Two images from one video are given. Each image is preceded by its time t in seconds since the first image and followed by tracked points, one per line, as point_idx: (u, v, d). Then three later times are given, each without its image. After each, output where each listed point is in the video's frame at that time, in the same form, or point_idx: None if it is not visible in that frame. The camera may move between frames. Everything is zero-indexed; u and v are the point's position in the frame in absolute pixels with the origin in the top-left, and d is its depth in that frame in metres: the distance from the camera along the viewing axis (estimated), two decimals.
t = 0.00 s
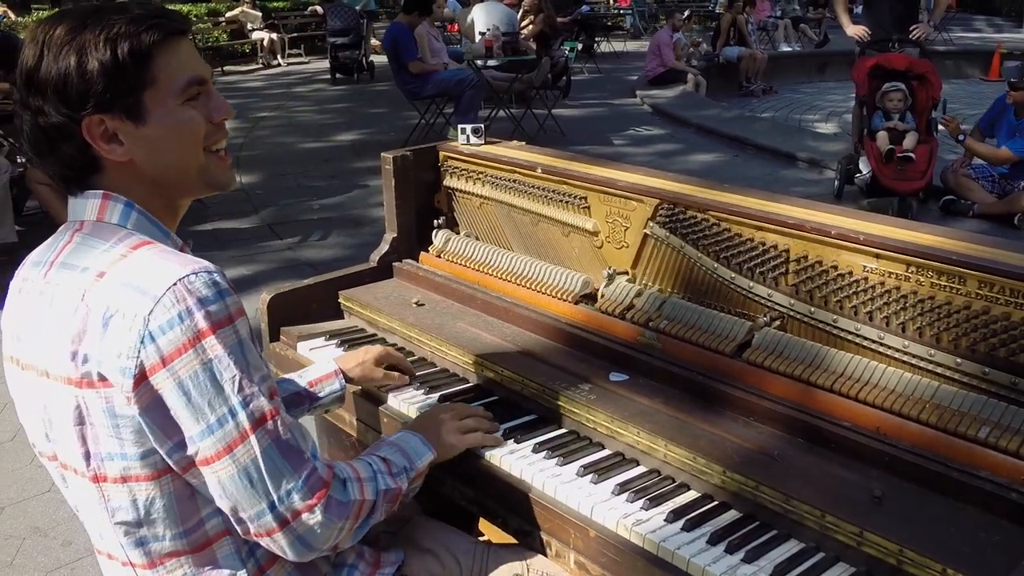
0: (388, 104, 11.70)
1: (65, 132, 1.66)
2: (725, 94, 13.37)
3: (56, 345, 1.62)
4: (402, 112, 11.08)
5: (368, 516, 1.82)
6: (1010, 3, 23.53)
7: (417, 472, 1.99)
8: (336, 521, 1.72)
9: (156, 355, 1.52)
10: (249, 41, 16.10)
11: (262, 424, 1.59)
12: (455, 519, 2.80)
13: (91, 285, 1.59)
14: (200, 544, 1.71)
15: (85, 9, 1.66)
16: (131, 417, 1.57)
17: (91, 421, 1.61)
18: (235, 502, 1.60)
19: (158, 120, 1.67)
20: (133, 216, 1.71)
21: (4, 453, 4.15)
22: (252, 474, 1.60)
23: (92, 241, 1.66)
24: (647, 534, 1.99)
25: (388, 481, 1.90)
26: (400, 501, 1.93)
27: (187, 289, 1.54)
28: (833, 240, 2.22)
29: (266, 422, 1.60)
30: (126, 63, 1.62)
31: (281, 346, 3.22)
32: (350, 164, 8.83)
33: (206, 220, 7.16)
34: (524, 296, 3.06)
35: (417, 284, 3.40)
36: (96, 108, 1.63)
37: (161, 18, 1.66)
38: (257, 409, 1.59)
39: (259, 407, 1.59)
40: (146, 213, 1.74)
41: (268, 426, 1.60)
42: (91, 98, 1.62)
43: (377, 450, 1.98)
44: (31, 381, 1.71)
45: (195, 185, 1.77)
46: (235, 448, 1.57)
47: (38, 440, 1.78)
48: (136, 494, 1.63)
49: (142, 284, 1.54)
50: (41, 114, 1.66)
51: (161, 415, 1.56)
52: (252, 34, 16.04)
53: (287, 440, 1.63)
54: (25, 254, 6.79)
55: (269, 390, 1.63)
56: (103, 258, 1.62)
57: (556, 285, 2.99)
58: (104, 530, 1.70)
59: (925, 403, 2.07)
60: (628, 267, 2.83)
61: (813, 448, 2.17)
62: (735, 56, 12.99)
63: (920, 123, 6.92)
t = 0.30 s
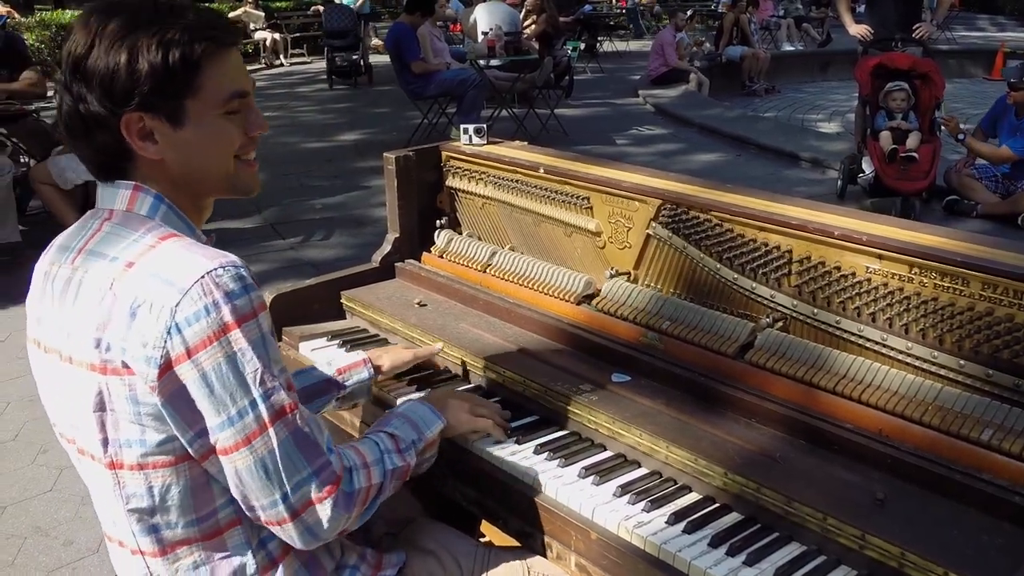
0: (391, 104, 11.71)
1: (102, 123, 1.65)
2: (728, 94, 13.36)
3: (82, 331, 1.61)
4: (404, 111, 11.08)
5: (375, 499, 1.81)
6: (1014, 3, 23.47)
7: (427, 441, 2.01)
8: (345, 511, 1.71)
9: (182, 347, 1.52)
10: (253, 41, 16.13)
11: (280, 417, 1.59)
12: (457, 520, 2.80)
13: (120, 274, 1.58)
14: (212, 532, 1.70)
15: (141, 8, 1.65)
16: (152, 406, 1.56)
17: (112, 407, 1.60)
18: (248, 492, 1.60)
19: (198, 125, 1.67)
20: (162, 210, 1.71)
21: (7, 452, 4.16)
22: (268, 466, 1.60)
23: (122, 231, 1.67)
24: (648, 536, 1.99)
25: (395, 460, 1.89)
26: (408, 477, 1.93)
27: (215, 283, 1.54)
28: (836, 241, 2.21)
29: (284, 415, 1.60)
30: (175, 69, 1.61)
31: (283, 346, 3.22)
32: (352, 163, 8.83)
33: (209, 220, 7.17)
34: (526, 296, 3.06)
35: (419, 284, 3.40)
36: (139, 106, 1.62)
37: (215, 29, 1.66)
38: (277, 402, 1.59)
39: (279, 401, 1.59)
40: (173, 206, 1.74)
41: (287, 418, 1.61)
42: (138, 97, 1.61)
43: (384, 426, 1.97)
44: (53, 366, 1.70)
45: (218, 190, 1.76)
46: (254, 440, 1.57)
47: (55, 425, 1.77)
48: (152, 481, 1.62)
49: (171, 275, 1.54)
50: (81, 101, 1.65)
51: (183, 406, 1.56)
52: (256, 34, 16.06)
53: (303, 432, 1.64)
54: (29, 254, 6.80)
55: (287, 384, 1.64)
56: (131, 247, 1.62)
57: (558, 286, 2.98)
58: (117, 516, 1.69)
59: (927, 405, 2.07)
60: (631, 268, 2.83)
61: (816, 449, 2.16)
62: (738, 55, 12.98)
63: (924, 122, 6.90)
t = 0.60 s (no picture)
0: (394, 106, 11.72)
1: (211, 138, 1.62)
2: (731, 95, 13.35)
3: (106, 318, 1.57)
4: (407, 114, 11.09)
5: (396, 510, 1.77)
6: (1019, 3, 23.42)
7: (451, 455, 1.99)
8: (364, 521, 1.65)
9: (205, 341, 1.49)
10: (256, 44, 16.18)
11: (298, 422, 1.53)
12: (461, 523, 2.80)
13: (151, 266, 1.55)
14: (218, 533, 1.64)
15: (277, 45, 1.66)
16: (172, 395, 1.53)
17: (131, 397, 1.56)
18: (266, 495, 1.55)
19: (296, 167, 1.67)
20: (197, 211, 1.68)
21: (13, 456, 4.17)
22: (284, 470, 1.54)
23: (155, 226, 1.63)
24: (651, 537, 1.98)
25: (416, 471, 1.86)
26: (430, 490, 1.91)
27: (242, 281, 1.51)
28: (837, 241, 2.21)
29: (302, 420, 1.54)
30: (297, 116, 1.62)
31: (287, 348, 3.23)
32: (355, 166, 8.84)
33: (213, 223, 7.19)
34: (528, 298, 3.05)
35: (421, 286, 3.40)
36: (255, 133, 1.61)
37: (337, 90, 1.69)
38: (295, 405, 1.53)
39: (297, 405, 1.53)
40: (209, 210, 1.71)
41: (304, 424, 1.54)
42: (258, 129, 1.61)
43: (405, 438, 1.95)
44: (71, 356, 1.66)
45: (277, 225, 1.76)
46: (271, 442, 1.52)
47: (66, 415, 1.73)
48: (164, 473, 1.58)
49: (200, 269, 1.52)
50: (202, 113, 1.61)
51: (202, 400, 1.53)
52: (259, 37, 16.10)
53: (322, 439, 1.57)
54: (35, 258, 6.83)
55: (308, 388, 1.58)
56: (163, 240, 1.59)
57: (560, 287, 2.98)
58: (125, 506, 1.64)
59: (931, 405, 2.06)
60: (633, 269, 2.82)
61: (819, 450, 2.15)
62: (741, 56, 12.98)
63: (927, 122, 6.89)
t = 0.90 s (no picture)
0: (401, 105, 11.73)
1: (203, 124, 1.58)
2: (738, 94, 13.33)
3: (116, 329, 1.53)
4: (414, 113, 11.10)
5: (388, 534, 1.73)
6: None
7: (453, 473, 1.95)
8: (352, 548, 1.63)
9: (216, 360, 1.47)
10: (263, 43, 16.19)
11: (297, 449, 1.52)
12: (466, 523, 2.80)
13: (164, 280, 1.51)
14: (224, 542, 1.61)
15: (270, 34, 1.63)
16: (181, 410, 1.51)
17: (141, 409, 1.54)
18: (257, 516, 1.54)
19: (290, 154, 1.62)
20: (206, 218, 1.64)
21: (18, 454, 4.18)
22: (278, 495, 1.52)
23: (163, 233, 1.60)
24: (656, 538, 1.98)
25: (416, 495, 1.82)
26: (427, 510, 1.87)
27: (254, 301, 1.48)
28: (844, 242, 2.20)
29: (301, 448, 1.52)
30: (289, 99, 1.58)
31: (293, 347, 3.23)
32: (362, 165, 8.85)
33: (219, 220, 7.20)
34: (534, 297, 3.05)
35: (427, 286, 3.40)
36: (249, 119, 1.57)
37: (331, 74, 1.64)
38: (296, 432, 1.51)
39: (298, 434, 1.51)
40: (217, 212, 1.66)
41: (303, 451, 1.52)
42: (249, 112, 1.56)
43: (413, 453, 1.90)
44: (81, 360, 1.64)
45: (277, 216, 1.69)
46: (269, 465, 1.50)
47: (77, 420, 1.70)
48: (173, 484, 1.55)
49: (212, 286, 1.48)
50: (194, 99, 1.58)
51: (209, 417, 1.51)
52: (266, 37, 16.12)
53: (318, 469, 1.55)
54: (42, 256, 6.86)
55: (314, 414, 1.56)
56: (177, 252, 1.55)
57: (567, 287, 2.97)
58: (134, 510, 1.61)
59: (939, 407, 2.05)
60: (639, 269, 2.82)
61: (826, 452, 2.15)
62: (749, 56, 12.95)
63: (935, 122, 6.86)
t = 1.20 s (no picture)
0: (404, 104, 11.74)
1: (184, 108, 1.53)
2: (742, 95, 13.32)
3: (105, 341, 1.48)
4: (418, 112, 11.10)
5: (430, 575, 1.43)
6: None
7: (556, 537, 1.57)
8: None
9: (200, 379, 1.34)
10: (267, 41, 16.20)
11: (299, 465, 1.34)
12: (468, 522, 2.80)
13: (149, 293, 1.43)
14: (222, 551, 1.56)
15: (250, 7, 1.57)
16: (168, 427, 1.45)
17: (131, 423, 1.50)
18: (272, 536, 1.36)
19: (280, 133, 1.54)
20: (209, 220, 1.59)
21: (19, 449, 4.18)
22: (287, 514, 1.34)
23: (160, 236, 1.54)
24: (658, 538, 1.98)
25: (489, 543, 1.48)
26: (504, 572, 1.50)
27: (237, 314, 1.35)
28: (849, 244, 2.20)
29: (301, 465, 1.34)
30: (273, 75, 1.50)
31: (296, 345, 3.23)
32: (365, 163, 8.85)
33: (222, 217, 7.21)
34: (538, 296, 3.05)
35: (431, 285, 3.40)
36: (231, 99, 1.50)
37: (320, 44, 1.57)
38: (297, 446, 1.34)
39: (298, 447, 1.34)
40: (221, 215, 1.61)
41: (308, 468, 1.34)
42: (229, 89, 1.50)
43: (511, 503, 1.58)
44: (83, 363, 1.63)
45: (279, 202, 1.61)
46: (270, 482, 1.34)
47: (81, 423, 1.69)
48: (165, 498, 1.51)
49: (196, 301, 1.37)
50: (173, 82, 1.54)
51: (201, 440, 1.37)
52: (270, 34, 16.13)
53: (327, 486, 1.35)
54: (45, 252, 6.87)
55: (318, 426, 1.39)
56: (168, 262, 1.47)
57: (570, 286, 2.97)
58: (128, 516, 1.57)
59: (942, 409, 2.05)
60: (643, 270, 2.82)
61: (829, 453, 2.15)
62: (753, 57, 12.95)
63: (939, 124, 6.84)
